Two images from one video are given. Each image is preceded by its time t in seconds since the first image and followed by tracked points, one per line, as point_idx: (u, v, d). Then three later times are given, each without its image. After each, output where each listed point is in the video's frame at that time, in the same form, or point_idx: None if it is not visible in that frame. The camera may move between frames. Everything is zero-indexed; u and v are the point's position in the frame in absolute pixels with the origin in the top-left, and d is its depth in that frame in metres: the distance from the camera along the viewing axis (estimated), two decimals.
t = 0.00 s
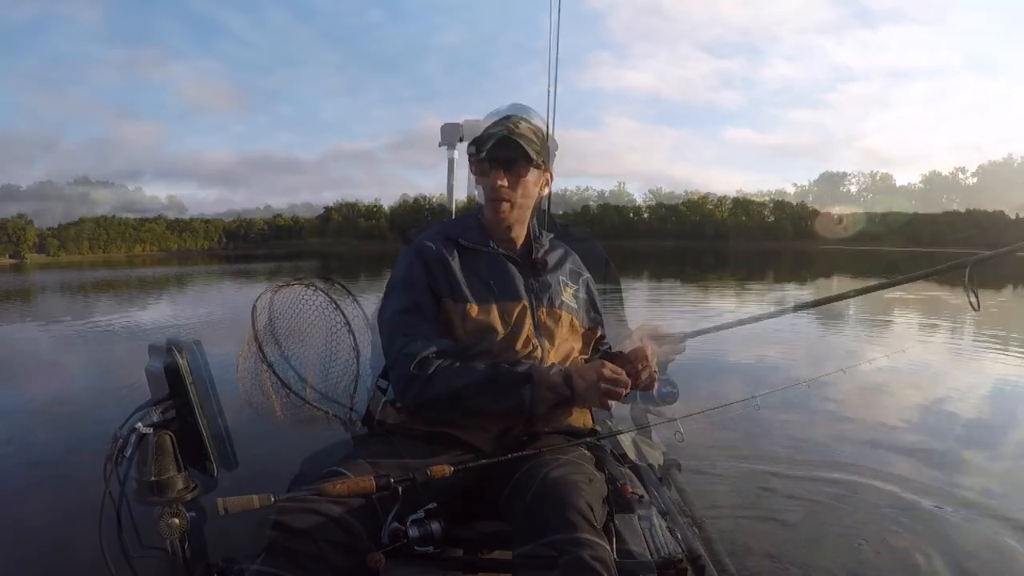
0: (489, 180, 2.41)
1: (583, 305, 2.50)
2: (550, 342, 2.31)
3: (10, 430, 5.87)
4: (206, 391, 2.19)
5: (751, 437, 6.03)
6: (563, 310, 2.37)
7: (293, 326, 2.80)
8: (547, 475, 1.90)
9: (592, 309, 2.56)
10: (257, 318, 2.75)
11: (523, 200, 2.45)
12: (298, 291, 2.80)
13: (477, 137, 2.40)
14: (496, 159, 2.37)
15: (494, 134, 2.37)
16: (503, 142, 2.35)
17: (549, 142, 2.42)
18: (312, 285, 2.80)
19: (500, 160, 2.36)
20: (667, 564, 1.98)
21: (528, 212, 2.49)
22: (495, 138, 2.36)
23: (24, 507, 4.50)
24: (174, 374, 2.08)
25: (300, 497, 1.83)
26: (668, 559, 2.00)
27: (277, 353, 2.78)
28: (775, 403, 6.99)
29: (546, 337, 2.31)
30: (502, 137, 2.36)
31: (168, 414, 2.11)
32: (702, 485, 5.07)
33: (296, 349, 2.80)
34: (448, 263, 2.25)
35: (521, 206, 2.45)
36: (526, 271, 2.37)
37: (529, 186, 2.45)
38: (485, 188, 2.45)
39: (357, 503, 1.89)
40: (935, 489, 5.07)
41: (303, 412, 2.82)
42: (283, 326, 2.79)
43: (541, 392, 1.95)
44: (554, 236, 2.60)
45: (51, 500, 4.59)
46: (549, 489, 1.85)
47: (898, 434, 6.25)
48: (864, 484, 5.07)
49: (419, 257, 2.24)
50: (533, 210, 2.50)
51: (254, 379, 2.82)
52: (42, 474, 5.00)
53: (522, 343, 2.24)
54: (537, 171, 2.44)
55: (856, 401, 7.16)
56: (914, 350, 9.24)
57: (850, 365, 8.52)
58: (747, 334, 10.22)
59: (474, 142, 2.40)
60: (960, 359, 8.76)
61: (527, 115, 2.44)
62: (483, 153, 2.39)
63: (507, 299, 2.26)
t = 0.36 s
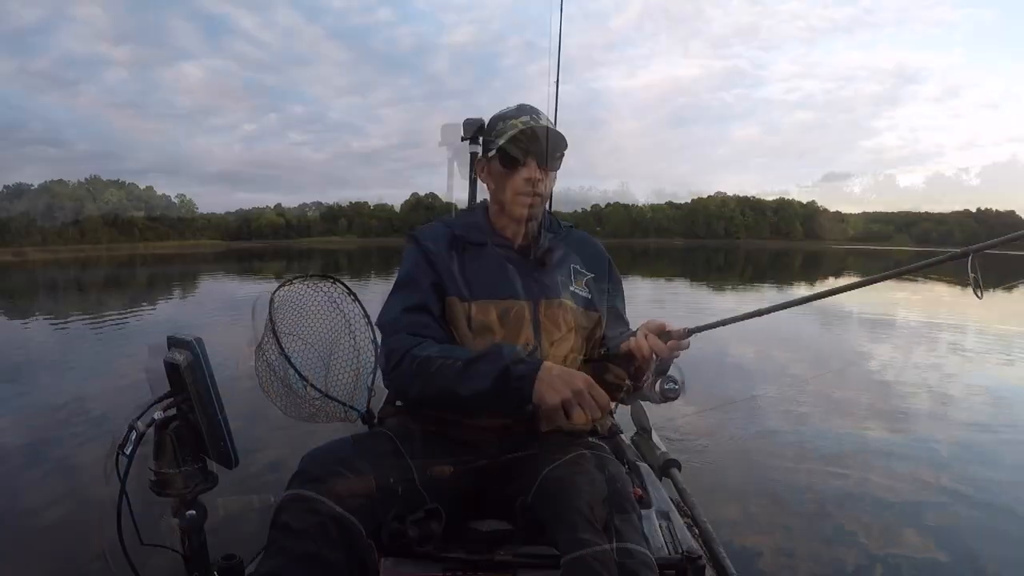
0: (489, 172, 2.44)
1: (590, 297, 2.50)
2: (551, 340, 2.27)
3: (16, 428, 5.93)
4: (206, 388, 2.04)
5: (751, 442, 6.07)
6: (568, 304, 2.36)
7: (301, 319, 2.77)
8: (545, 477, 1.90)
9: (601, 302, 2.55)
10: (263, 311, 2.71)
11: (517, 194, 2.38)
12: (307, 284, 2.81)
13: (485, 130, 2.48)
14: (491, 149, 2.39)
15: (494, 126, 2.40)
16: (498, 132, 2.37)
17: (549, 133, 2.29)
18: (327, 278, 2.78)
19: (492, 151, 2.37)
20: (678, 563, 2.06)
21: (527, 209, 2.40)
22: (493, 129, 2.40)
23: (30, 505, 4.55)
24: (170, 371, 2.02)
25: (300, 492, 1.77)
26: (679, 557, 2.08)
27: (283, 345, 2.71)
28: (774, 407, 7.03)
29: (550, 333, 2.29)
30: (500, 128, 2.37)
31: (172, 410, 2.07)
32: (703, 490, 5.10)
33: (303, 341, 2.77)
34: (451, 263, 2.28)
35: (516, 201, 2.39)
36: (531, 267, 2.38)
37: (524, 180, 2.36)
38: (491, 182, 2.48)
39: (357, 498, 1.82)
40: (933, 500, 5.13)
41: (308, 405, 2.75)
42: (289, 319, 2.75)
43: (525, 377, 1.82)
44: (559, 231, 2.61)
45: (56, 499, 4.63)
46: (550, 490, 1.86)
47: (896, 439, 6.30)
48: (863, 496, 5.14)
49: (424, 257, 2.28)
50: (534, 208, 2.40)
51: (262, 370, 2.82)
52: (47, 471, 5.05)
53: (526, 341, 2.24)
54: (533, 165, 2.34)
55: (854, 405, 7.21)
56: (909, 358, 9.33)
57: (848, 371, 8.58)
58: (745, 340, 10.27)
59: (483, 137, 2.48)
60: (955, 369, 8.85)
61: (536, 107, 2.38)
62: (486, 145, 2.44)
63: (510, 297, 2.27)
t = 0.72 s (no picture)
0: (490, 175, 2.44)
1: (591, 300, 2.48)
2: (554, 341, 2.28)
3: (28, 434, 5.98)
4: (208, 389, 2.00)
5: (760, 439, 6.04)
6: (568, 305, 2.36)
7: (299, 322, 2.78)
8: (550, 471, 1.90)
9: (602, 304, 2.52)
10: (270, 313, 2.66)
11: (518, 197, 2.38)
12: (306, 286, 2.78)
13: (485, 136, 2.49)
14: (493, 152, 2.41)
15: (495, 130, 2.43)
16: (499, 135, 2.39)
17: (551, 135, 2.32)
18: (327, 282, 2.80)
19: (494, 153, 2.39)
20: (678, 563, 2.04)
21: (529, 212, 2.39)
22: (495, 133, 2.42)
23: (41, 511, 4.58)
24: (174, 374, 2.02)
25: (301, 492, 1.64)
26: (679, 557, 2.06)
27: (283, 348, 2.66)
28: (783, 404, 6.99)
29: (552, 333, 2.29)
30: (501, 131, 2.40)
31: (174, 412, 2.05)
32: (712, 487, 5.07)
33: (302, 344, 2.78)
34: (453, 264, 2.28)
35: (517, 204, 2.38)
36: (530, 269, 2.35)
37: (526, 182, 2.37)
38: (491, 187, 2.48)
39: (359, 499, 1.70)
40: (946, 495, 5.08)
41: (309, 408, 2.72)
42: (290, 322, 2.74)
43: (538, 368, 1.81)
44: (560, 234, 2.59)
45: (68, 505, 4.66)
46: (554, 483, 1.86)
47: (907, 434, 6.24)
48: (875, 492, 5.09)
49: (426, 258, 2.27)
50: (535, 211, 2.40)
51: (260, 374, 2.75)
52: (59, 477, 5.09)
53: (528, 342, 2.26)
54: (535, 167, 2.35)
55: (864, 400, 7.16)
56: (920, 353, 9.26)
57: (858, 367, 8.52)
58: (754, 338, 10.24)
59: (483, 142, 2.50)
60: (967, 363, 8.78)
61: (537, 110, 2.42)
62: (487, 148, 2.46)
63: (511, 299, 2.28)
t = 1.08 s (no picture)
0: (498, 175, 2.44)
1: (594, 303, 2.46)
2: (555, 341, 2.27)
3: (37, 436, 6.00)
4: (209, 390, 2.02)
5: (768, 440, 6.00)
6: (571, 308, 2.35)
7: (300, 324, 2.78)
8: (551, 470, 1.91)
9: (606, 307, 2.50)
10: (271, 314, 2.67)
11: (526, 200, 2.38)
12: (306, 287, 2.81)
13: (494, 135, 2.49)
14: (502, 153, 2.40)
15: (506, 130, 2.41)
16: (510, 136, 2.38)
17: (563, 141, 2.33)
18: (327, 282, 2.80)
19: (505, 154, 2.38)
20: (678, 563, 2.03)
21: (536, 215, 2.40)
22: (505, 133, 2.41)
23: (50, 513, 4.59)
24: (176, 375, 2.02)
25: (301, 493, 1.64)
26: (679, 557, 2.05)
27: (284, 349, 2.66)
28: (792, 405, 6.95)
29: (555, 336, 2.28)
30: (513, 132, 2.39)
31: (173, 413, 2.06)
32: (720, 488, 5.04)
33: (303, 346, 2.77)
34: (454, 267, 2.29)
35: (524, 207, 2.39)
36: (533, 273, 2.35)
37: (535, 185, 2.37)
38: (498, 187, 2.48)
39: (360, 499, 1.71)
40: (957, 496, 5.03)
41: (309, 409, 2.70)
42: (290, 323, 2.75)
43: (529, 364, 1.85)
44: (562, 237, 2.58)
45: (75, 507, 4.68)
46: (555, 483, 1.87)
47: (917, 436, 6.19)
48: (884, 494, 5.05)
49: (427, 261, 2.27)
50: (542, 214, 2.41)
51: (261, 375, 2.75)
52: (68, 479, 5.11)
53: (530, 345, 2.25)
54: (545, 171, 2.36)
55: (874, 401, 7.11)
56: (931, 354, 9.18)
57: (867, 367, 8.46)
58: (761, 338, 10.18)
59: (492, 141, 2.49)
60: (979, 364, 8.69)
61: (548, 112, 2.41)
62: (496, 148, 2.45)
63: (513, 302, 2.27)
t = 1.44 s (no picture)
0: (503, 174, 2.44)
1: (598, 303, 2.46)
2: (558, 344, 2.27)
3: (45, 431, 6.03)
4: (211, 387, 2.03)
5: (775, 442, 5.97)
6: (575, 308, 2.34)
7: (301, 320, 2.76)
8: (553, 470, 1.90)
9: (611, 307, 2.50)
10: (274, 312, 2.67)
11: (533, 199, 2.38)
12: (308, 284, 2.79)
13: (500, 135, 2.49)
14: (508, 152, 2.40)
15: (512, 130, 2.42)
16: (516, 135, 2.39)
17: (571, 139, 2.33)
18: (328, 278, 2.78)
19: (511, 152, 2.38)
20: (680, 563, 2.02)
21: (542, 214, 2.39)
22: (510, 133, 2.42)
23: (57, 508, 4.62)
24: (180, 372, 2.04)
25: (303, 491, 1.64)
26: (682, 558, 2.04)
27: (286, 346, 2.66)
28: (799, 407, 6.90)
29: (559, 337, 2.28)
30: (518, 131, 2.39)
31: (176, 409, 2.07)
32: (726, 491, 5.01)
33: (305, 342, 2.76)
34: (458, 270, 2.28)
35: (530, 205, 2.38)
36: (536, 274, 2.35)
37: (541, 183, 2.37)
38: (503, 186, 2.47)
39: (362, 497, 1.71)
40: (967, 501, 4.98)
41: (310, 405, 2.70)
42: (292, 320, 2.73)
43: (527, 392, 1.86)
44: (566, 237, 2.57)
45: (83, 502, 4.70)
46: (557, 483, 1.86)
47: (926, 439, 6.14)
48: (893, 497, 5.00)
49: (431, 262, 2.27)
50: (548, 213, 2.40)
51: (263, 372, 2.74)
52: (76, 474, 5.13)
53: (533, 347, 2.25)
54: (552, 169, 2.36)
55: (882, 404, 7.06)
56: (941, 357, 9.11)
57: (875, 370, 8.41)
58: (769, 339, 10.12)
59: (497, 141, 2.49)
60: (990, 367, 8.62)
61: (553, 113, 2.42)
62: (501, 148, 2.44)
63: (516, 303, 2.27)
